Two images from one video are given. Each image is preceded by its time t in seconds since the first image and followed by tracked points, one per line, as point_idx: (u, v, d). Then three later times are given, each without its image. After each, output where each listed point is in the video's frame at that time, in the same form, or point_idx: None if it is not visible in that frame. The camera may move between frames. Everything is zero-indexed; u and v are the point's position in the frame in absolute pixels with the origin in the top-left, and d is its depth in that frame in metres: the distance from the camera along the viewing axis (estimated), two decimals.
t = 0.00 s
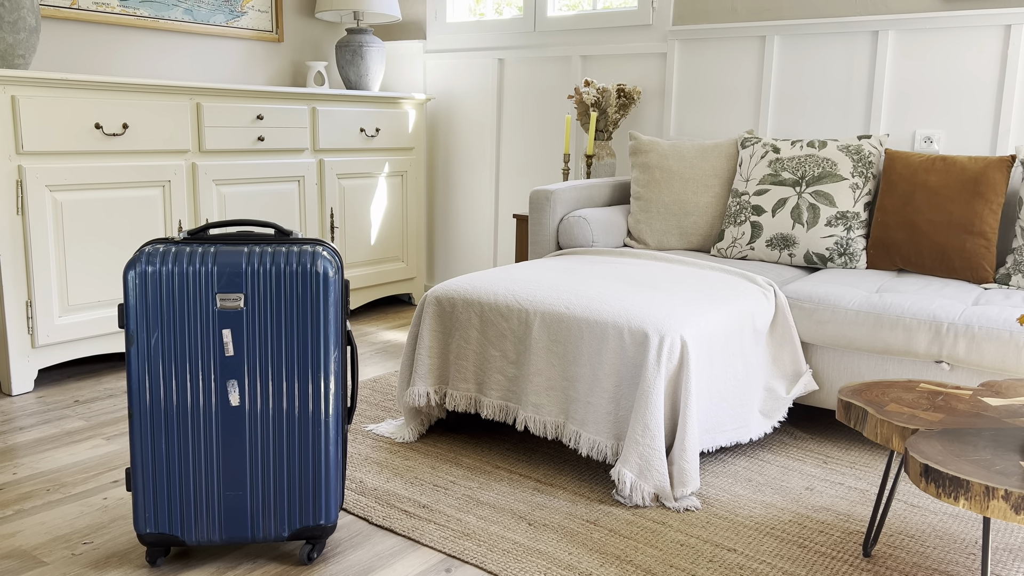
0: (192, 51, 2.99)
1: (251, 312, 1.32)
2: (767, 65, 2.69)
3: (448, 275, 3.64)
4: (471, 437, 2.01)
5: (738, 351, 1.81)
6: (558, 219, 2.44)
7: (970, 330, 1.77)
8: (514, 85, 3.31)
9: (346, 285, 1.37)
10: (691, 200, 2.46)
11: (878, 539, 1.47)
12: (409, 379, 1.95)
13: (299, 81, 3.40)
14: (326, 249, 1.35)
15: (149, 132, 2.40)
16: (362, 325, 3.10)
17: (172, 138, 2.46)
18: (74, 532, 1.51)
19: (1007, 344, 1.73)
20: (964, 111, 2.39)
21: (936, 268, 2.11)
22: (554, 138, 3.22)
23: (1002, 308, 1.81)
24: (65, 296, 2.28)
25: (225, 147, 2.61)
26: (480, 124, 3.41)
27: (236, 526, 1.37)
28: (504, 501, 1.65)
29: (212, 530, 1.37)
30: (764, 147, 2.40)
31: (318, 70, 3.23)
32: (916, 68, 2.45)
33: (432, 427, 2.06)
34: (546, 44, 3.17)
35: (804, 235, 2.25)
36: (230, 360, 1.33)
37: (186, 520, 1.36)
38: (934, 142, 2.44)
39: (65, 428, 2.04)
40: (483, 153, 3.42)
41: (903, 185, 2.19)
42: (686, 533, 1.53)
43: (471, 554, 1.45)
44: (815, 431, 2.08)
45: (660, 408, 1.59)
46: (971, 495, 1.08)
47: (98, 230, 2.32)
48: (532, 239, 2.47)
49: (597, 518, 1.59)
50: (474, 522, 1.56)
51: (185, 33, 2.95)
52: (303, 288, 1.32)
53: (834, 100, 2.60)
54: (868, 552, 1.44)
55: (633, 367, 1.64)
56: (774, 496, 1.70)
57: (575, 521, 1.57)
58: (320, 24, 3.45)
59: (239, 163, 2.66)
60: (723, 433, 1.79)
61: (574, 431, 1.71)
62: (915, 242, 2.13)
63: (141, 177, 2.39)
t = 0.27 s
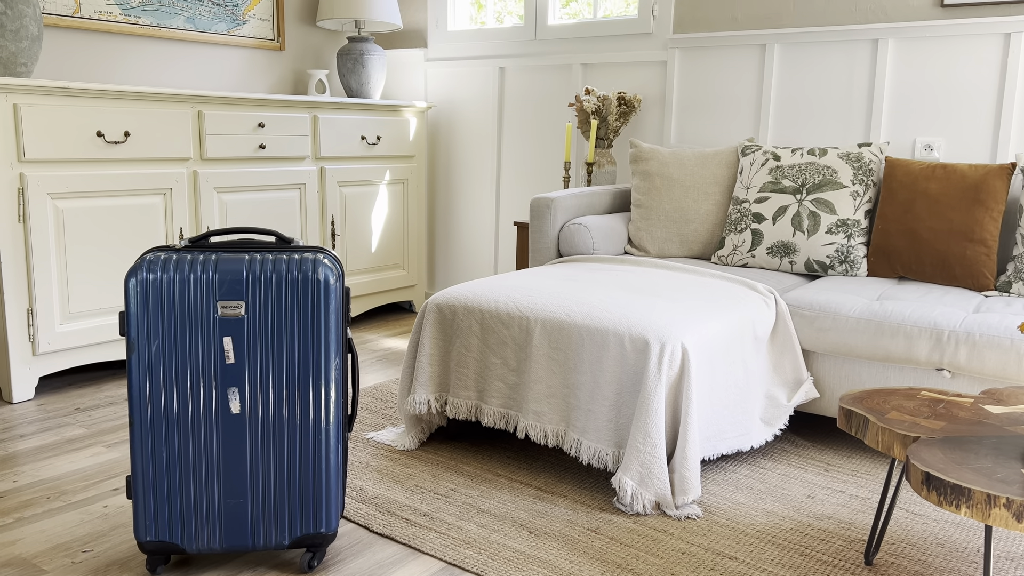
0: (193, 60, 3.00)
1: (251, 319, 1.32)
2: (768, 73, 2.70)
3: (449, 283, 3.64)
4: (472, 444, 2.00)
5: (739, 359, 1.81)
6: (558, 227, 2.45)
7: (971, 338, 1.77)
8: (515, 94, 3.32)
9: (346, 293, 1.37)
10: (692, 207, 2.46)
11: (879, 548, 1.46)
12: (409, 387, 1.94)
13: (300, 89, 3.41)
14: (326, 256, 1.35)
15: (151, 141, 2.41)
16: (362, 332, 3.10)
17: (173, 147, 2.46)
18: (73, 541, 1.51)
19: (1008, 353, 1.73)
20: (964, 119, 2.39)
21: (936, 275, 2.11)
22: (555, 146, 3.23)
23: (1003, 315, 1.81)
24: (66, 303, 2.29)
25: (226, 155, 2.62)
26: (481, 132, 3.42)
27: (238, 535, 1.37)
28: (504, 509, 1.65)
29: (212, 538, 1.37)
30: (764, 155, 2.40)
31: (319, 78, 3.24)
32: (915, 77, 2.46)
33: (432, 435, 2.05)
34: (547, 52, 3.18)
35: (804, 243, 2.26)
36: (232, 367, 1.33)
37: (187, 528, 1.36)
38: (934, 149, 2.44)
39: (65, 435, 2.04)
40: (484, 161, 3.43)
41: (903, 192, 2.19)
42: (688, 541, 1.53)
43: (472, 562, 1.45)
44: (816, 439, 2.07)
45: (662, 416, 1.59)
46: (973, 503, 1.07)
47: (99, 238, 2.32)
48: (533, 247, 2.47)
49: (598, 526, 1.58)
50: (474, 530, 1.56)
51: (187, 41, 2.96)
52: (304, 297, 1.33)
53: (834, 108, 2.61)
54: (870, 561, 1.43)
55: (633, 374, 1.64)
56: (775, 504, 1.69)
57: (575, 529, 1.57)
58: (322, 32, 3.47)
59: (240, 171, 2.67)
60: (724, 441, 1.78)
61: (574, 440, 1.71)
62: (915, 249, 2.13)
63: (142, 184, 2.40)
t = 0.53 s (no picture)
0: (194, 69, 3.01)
1: (252, 326, 1.32)
2: (768, 81, 2.71)
3: (449, 291, 3.64)
4: (473, 453, 2.00)
5: (739, 367, 1.81)
6: (559, 235, 2.45)
7: (972, 346, 1.77)
8: (515, 103, 3.33)
9: (347, 300, 1.37)
10: (692, 215, 2.47)
11: (880, 556, 1.46)
12: (409, 395, 1.94)
13: (301, 97, 3.42)
14: (327, 264, 1.36)
15: (152, 149, 2.41)
16: (363, 340, 3.10)
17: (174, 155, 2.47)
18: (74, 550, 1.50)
19: (1009, 361, 1.73)
20: (963, 127, 2.40)
21: (936, 283, 2.11)
22: (555, 154, 3.23)
23: (1003, 323, 1.81)
24: (67, 312, 2.29)
25: (227, 163, 2.63)
26: (481, 140, 3.43)
27: (238, 543, 1.37)
28: (505, 517, 1.65)
29: (212, 546, 1.36)
30: (764, 163, 2.41)
31: (320, 86, 3.25)
32: (915, 85, 2.46)
33: (432, 443, 2.05)
34: (548, 61, 3.19)
35: (804, 251, 2.26)
36: (233, 376, 1.33)
37: (188, 536, 1.36)
38: (934, 157, 2.45)
39: (65, 443, 2.04)
40: (484, 169, 3.44)
41: (904, 200, 2.20)
42: (689, 550, 1.52)
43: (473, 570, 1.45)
44: (817, 447, 2.07)
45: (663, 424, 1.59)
46: (974, 512, 1.07)
47: (100, 246, 2.32)
48: (533, 255, 2.48)
49: (599, 535, 1.58)
50: (474, 538, 1.56)
51: (188, 50, 2.97)
52: (304, 305, 1.33)
53: (834, 116, 2.61)
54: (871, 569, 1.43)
55: (634, 382, 1.64)
56: (776, 512, 1.69)
57: (576, 538, 1.57)
58: (323, 41, 3.48)
59: (241, 179, 2.68)
60: (725, 449, 1.78)
61: (574, 448, 1.71)
62: (916, 257, 2.14)
63: (143, 192, 2.40)
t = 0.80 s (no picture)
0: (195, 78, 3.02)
1: (253, 335, 1.33)
2: (768, 89, 2.71)
3: (450, 300, 3.64)
4: (473, 461, 2.00)
5: (740, 375, 1.81)
6: (559, 243, 2.45)
7: (972, 354, 1.77)
8: (516, 111, 3.34)
9: (347, 309, 1.37)
10: (692, 224, 2.47)
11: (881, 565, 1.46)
12: (410, 403, 1.94)
13: (301, 106, 3.43)
14: (328, 273, 1.36)
15: (153, 158, 2.42)
16: (363, 348, 3.10)
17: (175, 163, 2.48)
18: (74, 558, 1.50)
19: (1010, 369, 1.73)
20: (962, 135, 2.41)
21: (937, 291, 2.12)
22: (555, 163, 3.24)
23: (1004, 331, 1.81)
24: (67, 320, 2.29)
25: (227, 172, 2.63)
26: (482, 149, 3.44)
27: (238, 552, 1.37)
28: (505, 526, 1.65)
29: (212, 555, 1.36)
30: (764, 171, 2.42)
31: (321, 95, 3.26)
32: (914, 93, 2.47)
33: (433, 452, 2.05)
34: (548, 70, 3.20)
35: (804, 259, 2.26)
36: (233, 384, 1.33)
37: (188, 545, 1.36)
38: (934, 165, 2.45)
39: (65, 452, 2.04)
40: (485, 178, 3.45)
41: (904, 208, 2.20)
42: (690, 559, 1.52)
43: None
44: (818, 455, 2.07)
45: (663, 433, 1.59)
46: (975, 520, 1.07)
47: (101, 255, 2.33)
48: (534, 263, 2.48)
49: (600, 543, 1.58)
50: (475, 547, 1.56)
51: (189, 59, 2.98)
52: (305, 313, 1.33)
53: (833, 124, 2.62)
54: None
55: (634, 391, 1.64)
56: (777, 520, 1.69)
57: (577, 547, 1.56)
58: (323, 50, 3.49)
59: (242, 187, 2.68)
60: (726, 457, 1.78)
61: (575, 457, 1.71)
62: (916, 265, 2.14)
63: (143, 200, 2.41)
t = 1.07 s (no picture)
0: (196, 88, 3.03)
1: (253, 343, 1.33)
2: (768, 97, 2.72)
3: (450, 308, 3.64)
4: (474, 470, 2.00)
5: (740, 383, 1.81)
6: (559, 252, 2.46)
7: (973, 362, 1.77)
8: (516, 120, 3.34)
9: (348, 317, 1.37)
10: (692, 232, 2.48)
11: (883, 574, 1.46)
12: (411, 412, 1.94)
13: (302, 115, 3.44)
14: (329, 282, 1.36)
15: (154, 167, 2.43)
16: (363, 357, 3.10)
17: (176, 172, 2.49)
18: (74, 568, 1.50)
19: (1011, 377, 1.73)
20: (962, 142, 2.41)
21: (937, 299, 2.12)
22: (556, 171, 3.25)
23: (1004, 339, 1.81)
24: (67, 330, 2.29)
25: (228, 181, 2.64)
26: (482, 158, 3.45)
27: (239, 560, 1.36)
28: (506, 534, 1.65)
29: (212, 563, 1.36)
30: (764, 179, 2.42)
31: (322, 104, 3.27)
32: (914, 101, 2.48)
33: (434, 460, 2.05)
34: (548, 78, 3.21)
35: (805, 267, 2.27)
36: (233, 393, 1.33)
37: (188, 554, 1.35)
38: (934, 173, 2.46)
39: (66, 461, 2.03)
40: (485, 186, 3.45)
41: (904, 216, 2.20)
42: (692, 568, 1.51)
43: None
44: (819, 464, 2.07)
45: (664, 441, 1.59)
46: (977, 529, 1.07)
47: (101, 263, 2.33)
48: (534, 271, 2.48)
49: (601, 552, 1.58)
50: (475, 556, 1.55)
51: (191, 69, 2.99)
52: (306, 322, 1.33)
53: (833, 132, 2.63)
54: None
55: (634, 399, 1.64)
56: (778, 529, 1.69)
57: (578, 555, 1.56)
58: (324, 59, 3.50)
59: (243, 196, 2.69)
60: (727, 466, 1.78)
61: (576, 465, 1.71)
62: (917, 273, 2.14)
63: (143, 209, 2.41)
